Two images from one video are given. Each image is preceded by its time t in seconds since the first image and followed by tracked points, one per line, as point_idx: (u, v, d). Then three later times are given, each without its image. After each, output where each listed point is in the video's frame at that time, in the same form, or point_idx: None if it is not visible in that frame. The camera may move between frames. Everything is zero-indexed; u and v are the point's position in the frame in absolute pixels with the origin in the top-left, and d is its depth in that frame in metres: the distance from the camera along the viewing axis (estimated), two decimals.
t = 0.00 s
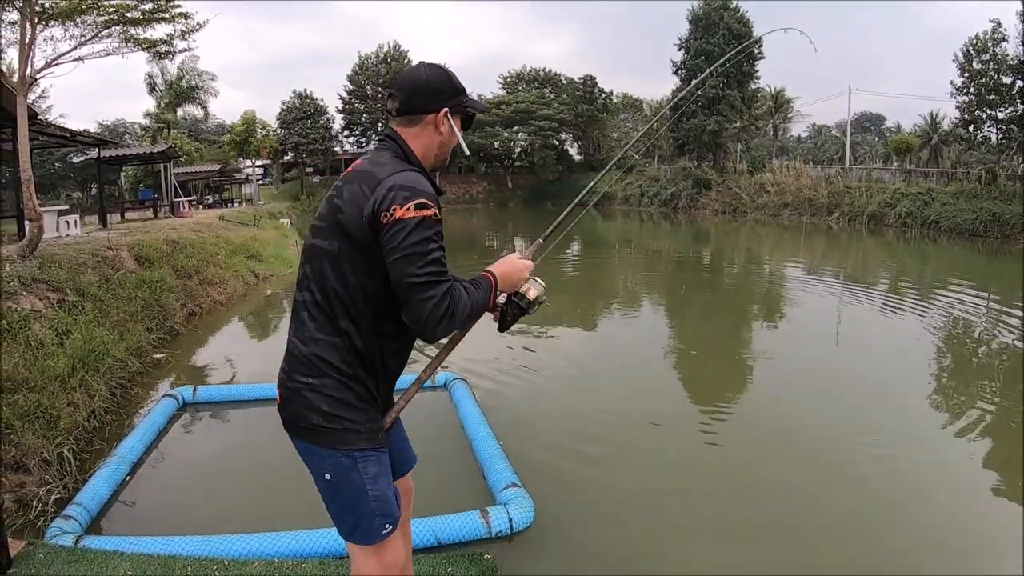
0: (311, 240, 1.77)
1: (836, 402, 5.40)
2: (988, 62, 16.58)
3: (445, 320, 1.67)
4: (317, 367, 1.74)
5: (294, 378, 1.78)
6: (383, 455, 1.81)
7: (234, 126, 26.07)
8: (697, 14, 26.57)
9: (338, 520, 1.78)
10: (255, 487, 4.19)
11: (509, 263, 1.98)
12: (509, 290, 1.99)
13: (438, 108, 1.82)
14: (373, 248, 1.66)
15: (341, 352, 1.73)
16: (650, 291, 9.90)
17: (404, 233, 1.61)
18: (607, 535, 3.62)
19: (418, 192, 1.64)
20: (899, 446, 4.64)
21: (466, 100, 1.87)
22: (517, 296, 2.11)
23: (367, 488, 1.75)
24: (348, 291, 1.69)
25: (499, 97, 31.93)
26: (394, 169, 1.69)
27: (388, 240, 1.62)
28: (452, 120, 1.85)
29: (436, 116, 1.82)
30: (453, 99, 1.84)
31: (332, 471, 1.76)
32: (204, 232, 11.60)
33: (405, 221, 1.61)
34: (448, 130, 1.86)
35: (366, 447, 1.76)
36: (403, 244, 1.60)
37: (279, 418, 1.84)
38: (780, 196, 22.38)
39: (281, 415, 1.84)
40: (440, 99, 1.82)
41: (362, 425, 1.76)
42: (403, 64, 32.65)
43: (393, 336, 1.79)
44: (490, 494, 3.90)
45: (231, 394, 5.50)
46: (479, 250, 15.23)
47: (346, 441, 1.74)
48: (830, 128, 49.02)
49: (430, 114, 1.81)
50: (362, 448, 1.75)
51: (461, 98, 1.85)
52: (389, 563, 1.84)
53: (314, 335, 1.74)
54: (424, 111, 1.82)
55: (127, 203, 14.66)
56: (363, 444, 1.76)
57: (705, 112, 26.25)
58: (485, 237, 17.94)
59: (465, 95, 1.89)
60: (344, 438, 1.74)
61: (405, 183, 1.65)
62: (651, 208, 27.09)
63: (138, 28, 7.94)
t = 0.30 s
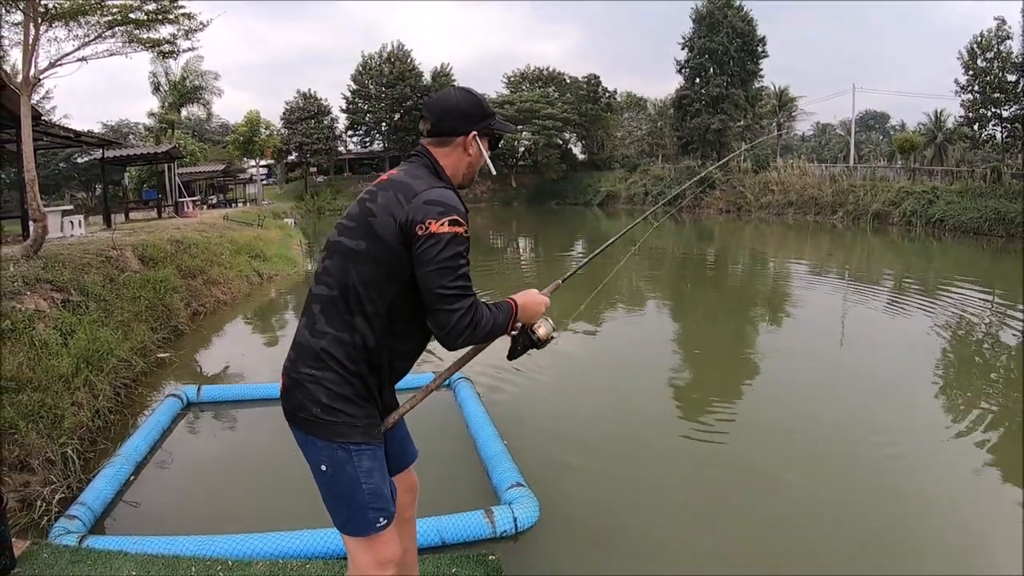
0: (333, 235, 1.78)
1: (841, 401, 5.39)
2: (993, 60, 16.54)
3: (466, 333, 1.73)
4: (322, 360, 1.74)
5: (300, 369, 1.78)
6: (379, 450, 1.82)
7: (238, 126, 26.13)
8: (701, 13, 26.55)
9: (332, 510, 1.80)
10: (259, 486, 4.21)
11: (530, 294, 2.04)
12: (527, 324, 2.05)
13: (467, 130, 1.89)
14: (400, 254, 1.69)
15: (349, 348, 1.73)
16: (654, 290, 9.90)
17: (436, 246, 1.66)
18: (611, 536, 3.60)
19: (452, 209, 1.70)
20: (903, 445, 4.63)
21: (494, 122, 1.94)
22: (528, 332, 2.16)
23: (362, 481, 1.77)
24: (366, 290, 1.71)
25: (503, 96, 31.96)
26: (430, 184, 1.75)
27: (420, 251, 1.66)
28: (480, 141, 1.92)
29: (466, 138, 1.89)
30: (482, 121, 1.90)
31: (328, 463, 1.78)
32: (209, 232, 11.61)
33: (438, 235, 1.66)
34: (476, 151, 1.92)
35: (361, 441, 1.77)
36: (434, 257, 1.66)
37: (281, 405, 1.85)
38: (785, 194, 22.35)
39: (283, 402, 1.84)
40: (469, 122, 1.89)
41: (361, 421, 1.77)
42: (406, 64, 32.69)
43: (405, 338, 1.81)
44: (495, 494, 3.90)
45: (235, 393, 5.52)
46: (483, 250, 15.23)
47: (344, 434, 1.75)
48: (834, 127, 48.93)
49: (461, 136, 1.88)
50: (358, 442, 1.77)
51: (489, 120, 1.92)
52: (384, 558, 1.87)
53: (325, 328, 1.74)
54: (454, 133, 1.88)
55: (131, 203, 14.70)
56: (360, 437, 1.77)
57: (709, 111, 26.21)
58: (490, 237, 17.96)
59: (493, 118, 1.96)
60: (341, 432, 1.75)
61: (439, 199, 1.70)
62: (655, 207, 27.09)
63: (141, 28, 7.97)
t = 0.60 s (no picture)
0: (343, 235, 1.78)
1: (842, 400, 5.38)
2: (996, 58, 16.50)
3: (477, 340, 1.79)
4: (324, 357, 1.74)
5: (299, 364, 1.78)
6: (373, 448, 1.82)
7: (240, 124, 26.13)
8: (704, 12, 26.51)
9: (324, 507, 1.81)
10: (259, 485, 4.21)
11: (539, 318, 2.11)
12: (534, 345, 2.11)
13: (477, 141, 1.90)
14: (414, 260, 1.71)
15: (353, 347, 1.73)
16: (656, 288, 9.89)
17: (453, 256, 1.69)
18: (610, 535, 3.60)
19: (468, 220, 1.73)
20: (904, 445, 4.62)
21: (504, 132, 1.94)
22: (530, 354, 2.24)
23: (354, 479, 1.77)
24: (375, 292, 1.72)
25: (505, 95, 31.94)
26: (447, 194, 1.77)
27: (437, 259, 1.69)
28: (490, 151, 1.92)
29: (476, 148, 1.90)
30: (492, 131, 1.91)
31: (321, 460, 1.78)
32: (211, 229, 11.62)
33: (455, 245, 1.69)
34: (486, 161, 1.93)
35: (354, 440, 1.76)
36: (451, 267, 1.69)
37: (276, 397, 1.84)
38: (787, 193, 22.32)
39: (278, 395, 1.83)
40: (480, 132, 1.90)
41: (357, 419, 1.77)
42: (408, 62, 32.68)
43: (408, 341, 1.82)
44: (495, 493, 3.90)
45: (236, 391, 5.53)
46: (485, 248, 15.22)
47: (337, 432, 1.75)
48: (837, 125, 48.83)
49: (470, 146, 1.89)
50: (351, 440, 1.76)
51: (499, 130, 1.92)
52: (375, 556, 1.87)
53: (330, 327, 1.74)
54: (464, 143, 1.89)
55: (134, 201, 14.71)
56: (352, 435, 1.76)
57: (711, 109, 26.18)
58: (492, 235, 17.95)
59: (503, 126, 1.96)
60: (334, 429, 1.74)
61: (457, 209, 1.72)
62: (657, 206, 27.08)
63: (142, 27, 7.96)
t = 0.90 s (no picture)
0: (342, 235, 1.77)
1: (843, 400, 5.37)
2: (997, 57, 16.51)
3: (480, 341, 1.79)
4: (325, 356, 1.74)
5: (300, 362, 1.78)
6: (371, 451, 1.81)
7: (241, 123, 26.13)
8: (704, 11, 26.51)
9: (321, 507, 1.81)
10: (259, 484, 4.20)
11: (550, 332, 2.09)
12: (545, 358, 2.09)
13: (473, 135, 1.89)
14: (413, 261, 1.71)
15: (352, 346, 1.73)
16: (656, 287, 9.89)
17: (453, 255, 1.68)
18: (610, 535, 3.59)
19: (467, 220, 1.72)
20: (904, 445, 4.61)
21: (500, 124, 1.93)
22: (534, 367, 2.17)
23: (351, 481, 1.78)
24: (374, 292, 1.71)
25: (505, 94, 31.94)
26: (444, 193, 1.76)
27: (436, 259, 1.68)
28: (487, 144, 1.92)
29: (473, 142, 1.90)
30: (488, 125, 1.90)
31: (319, 461, 1.78)
32: (212, 229, 11.62)
33: (454, 244, 1.69)
34: (483, 154, 1.92)
35: (352, 441, 1.76)
36: (451, 266, 1.68)
37: (277, 396, 1.85)
38: (788, 192, 22.29)
39: (280, 394, 1.84)
40: (476, 127, 1.89)
41: (357, 418, 1.77)
42: (409, 62, 32.67)
43: (408, 342, 1.82)
44: (495, 493, 3.90)
45: (236, 391, 5.52)
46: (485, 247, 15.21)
47: (335, 433, 1.75)
48: (837, 125, 48.81)
49: (466, 141, 1.89)
50: (349, 441, 1.76)
51: (495, 123, 1.92)
52: (369, 557, 1.87)
53: (330, 326, 1.74)
54: (461, 138, 1.89)
55: (134, 200, 14.71)
56: (351, 437, 1.76)
57: (712, 108, 26.18)
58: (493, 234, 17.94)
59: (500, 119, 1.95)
60: (333, 429, 1.75)
61: (455, 208, 1.72)
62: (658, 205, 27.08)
63: (142, 26, 7.96)
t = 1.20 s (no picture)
0: (337, 234, 1.77)
1: (845, 399, 5.37)
2: (998, 56, 16.52)
3: (479, 334, 1.74)
4: (325, 356, 1.75)
5: (303, 364, 1.80)
6: (378, 450, 1.81)
7: (243, 123, 26.15)
8: (706, 10, 26.50)
9: (330, 508, 1.82)
10: (262, 484, 4.21)
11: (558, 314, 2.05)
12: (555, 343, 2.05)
13: (466, 118, 1.86)
14: (402, 257, 1.68)
15: (350, 345, 1.73)
16: (659, 286, 9.89)
17: (441, 249, 1.65)
18: (612, 535, 3.59)
19: (454, 210, 1.68)
20: (902, 445, 4.60)
21: (495, 106, 1.89)
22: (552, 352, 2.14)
23: (358, 481, 1.78)
24: (369, 290, 1.71)
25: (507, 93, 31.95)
26: (431, 183, 1.73)
27: (425, 252, 1.65)
28: (480, 127, 1.88)
29: (465, 125, 1.86)
30: (480, 107, 1.86)
31: (326, 462, 1.79)
32: (213, 229, 11.63)
33: (442, 237, 1.65)
34: (477, 135, 1.88)
35: (357, 441, 1.76)
36: (438, 259, 1.65)
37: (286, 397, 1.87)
38: (790, 191, 22.28)
39: (287, 395, 1.86)
40: (468, 109, 1.85)
41: (361, 417, 1.77)
42: (411, 61, 32.68)
43: (408, 339, 1.81)
44: (498, 492, 3.91)
45: (238, 391, 5.53)
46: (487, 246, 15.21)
47: (340, 432, 1.75)
48: (839, 124, 48.78)
49: (458, 123, 1.85)
50: (355, 441, 1.76)
51: (489, 105, 1.87)
52: (378, 556, 1.88)
53: (328, 327, 1.75)
54: (452, 121, 1.86)
55: (136, 201, 14.72)
56: (356, 436, 1.76)
57: (714, 107, 26.17)
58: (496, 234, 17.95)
59: (496, 100, 1.91)
60: (338, 430, 1.75)
61: (442, 199, 1.68)
62: (660, 204, 27.08)
63: (144, 26, 7.96)
